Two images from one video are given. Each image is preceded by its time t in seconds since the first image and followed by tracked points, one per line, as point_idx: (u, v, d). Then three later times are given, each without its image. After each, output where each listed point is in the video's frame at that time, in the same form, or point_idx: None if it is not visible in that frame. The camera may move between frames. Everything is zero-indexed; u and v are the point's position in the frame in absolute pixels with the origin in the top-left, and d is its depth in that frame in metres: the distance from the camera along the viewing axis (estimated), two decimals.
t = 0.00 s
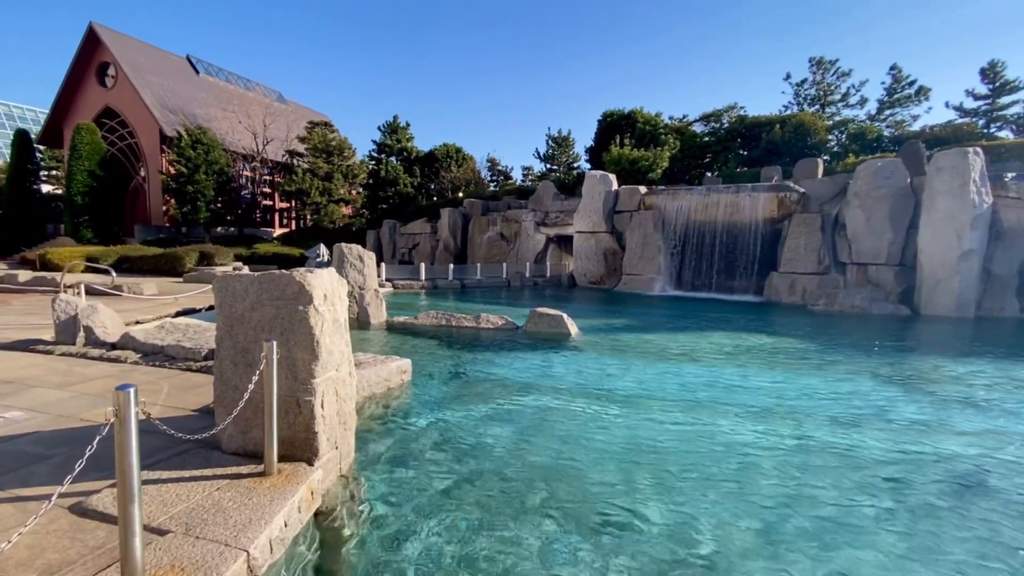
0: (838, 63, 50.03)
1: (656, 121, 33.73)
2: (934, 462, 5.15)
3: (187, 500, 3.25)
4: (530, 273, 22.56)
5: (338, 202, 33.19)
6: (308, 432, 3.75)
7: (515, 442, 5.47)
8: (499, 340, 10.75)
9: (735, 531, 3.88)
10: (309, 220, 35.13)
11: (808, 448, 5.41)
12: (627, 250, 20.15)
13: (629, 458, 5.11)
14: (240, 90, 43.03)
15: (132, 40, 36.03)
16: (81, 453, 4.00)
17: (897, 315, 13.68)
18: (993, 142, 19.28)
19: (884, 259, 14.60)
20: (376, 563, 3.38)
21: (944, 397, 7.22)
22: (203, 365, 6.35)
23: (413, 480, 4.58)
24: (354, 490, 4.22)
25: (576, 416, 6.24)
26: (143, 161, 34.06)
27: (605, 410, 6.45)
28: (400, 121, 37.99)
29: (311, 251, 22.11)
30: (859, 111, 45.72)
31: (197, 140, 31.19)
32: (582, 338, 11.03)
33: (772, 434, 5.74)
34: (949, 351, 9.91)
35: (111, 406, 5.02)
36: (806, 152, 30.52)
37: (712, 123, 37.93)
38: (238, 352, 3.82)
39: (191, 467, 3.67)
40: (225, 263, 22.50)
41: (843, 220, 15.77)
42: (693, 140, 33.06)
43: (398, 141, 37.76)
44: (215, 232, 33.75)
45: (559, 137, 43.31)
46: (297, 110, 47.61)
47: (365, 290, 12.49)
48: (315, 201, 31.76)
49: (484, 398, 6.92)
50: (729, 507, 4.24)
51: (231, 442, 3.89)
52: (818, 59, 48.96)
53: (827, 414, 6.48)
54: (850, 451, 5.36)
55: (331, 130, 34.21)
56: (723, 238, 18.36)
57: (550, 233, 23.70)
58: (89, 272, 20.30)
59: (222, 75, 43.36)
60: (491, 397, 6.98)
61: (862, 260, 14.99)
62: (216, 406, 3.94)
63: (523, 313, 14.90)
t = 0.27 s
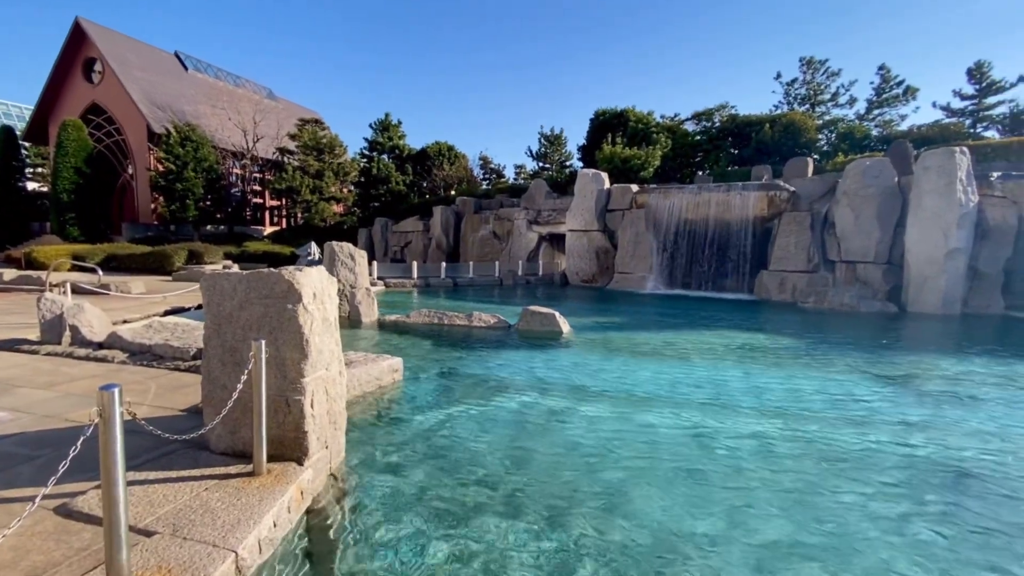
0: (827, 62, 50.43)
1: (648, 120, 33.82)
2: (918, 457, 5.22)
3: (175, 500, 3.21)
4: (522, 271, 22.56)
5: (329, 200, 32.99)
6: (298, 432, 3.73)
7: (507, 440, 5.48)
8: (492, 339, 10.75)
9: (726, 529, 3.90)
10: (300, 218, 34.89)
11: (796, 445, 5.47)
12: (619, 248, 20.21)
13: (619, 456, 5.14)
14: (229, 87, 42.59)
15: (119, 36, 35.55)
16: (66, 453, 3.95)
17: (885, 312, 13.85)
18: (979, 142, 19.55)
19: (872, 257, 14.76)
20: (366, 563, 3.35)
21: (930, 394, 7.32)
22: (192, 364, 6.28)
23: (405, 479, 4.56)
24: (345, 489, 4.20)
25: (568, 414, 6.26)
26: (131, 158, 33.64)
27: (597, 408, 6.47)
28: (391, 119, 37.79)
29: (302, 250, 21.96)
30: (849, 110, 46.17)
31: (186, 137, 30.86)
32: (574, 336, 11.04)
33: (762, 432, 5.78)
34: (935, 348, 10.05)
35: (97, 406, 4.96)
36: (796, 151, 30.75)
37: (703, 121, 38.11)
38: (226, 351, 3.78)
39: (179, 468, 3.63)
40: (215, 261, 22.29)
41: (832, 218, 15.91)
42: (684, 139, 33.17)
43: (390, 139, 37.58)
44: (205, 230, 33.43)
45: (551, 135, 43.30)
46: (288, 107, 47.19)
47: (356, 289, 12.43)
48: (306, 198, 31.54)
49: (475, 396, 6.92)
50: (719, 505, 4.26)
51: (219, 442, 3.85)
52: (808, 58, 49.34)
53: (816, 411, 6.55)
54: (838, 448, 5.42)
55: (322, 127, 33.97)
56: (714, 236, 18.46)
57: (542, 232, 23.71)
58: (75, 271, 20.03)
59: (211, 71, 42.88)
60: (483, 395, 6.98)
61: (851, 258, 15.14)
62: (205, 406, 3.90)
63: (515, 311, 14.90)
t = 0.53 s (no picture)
0: (814, 62, 50.97)
1: (638, 118, 33.93)
2: (901, 452, 5.32)
3: (160, 501, 3.17)
4: (513, 270, 22.57)
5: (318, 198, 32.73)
6: (285, 431, 3.70)
7: (496, 437, 5.48)
8: (482, 337, 10.73)
9: (715, 525, 3.93)
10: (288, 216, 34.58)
11: (783, 440, 5.54)
12: (609, 246, 20.29)
13: (608, 452, 5.16)
14: (216, 83, 42.06)
15: (102, 30, 34.94)
16: (47, 455, 3.89)
17: (870, 309, 14.05)
18: (962, 142, 19.87)
19: (858, 255, 14.96)
20: (355, 563, 3.34)
21: (913, 389, 7.45)
22: (177, 364, 6.20)
23: (395, 477, 4.55)
24: (334, 489, 4.18)
25: (558, 412, 6.28)
26: (114, 154, 33.11)
27: (586, 406, 6.50)
28: (381, 116, 37.57)
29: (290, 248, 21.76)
30: (835, 110, 46.74)
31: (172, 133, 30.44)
32: (564, 334, 11.07)
33: (750, 429, 5.83)
34: (918, 344, 10.22)
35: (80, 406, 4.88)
36: (783, 150, 31.05)
37: (693, 120, 38.33)
38: (212, 351, 3.74)
39: (164, 468, 3.59)
40: (201, 259, 22.03)
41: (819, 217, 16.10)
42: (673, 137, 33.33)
43: (379, 136, 37.35)
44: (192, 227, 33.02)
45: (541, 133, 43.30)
46: (276, 103, 46.73)
47: (345, 287, 12.35)
48: (294, 196, 31.28)
49: (465, 394, 6.90)
50: (708, 501, 4.30)
51: (205, 442, 3.81)
52: (795, 58, 49.82)
53: (803, 407, 6.62)
54: (824, 444, 5.49)
55: (311, 124, 33.69)
56: (703, 234, 18.58)
57: (533, 230, 23.72)
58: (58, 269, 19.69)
59: (197, 66, 42.33)
60: (473, 393, 6.97)
61: (837, 256, 15.33)
62: (190, 406, 3.86)
63: (506, 309, 14.90)
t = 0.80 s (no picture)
0: (799, 62, 51.54)
1: (626, 116, 34.06)
2: (882, 446, 5.44)
3: (143, 503, 3.13)
4: (501, 267, 22.55)
5: (305, 194, 32.40)
6: (271, 430, 3.66)
7: (485, 435, 5.51)
8: (471, 334, 10.73)
9: (703, 521, 3.98)
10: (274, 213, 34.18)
11: (768, 435, 5.64)
12: (598, 243, 20.37)
13: (595, 449, 5.22)
14: (199, 77, 41.37)
15: (82, 23, 34.18)
16: (25, 457, 3.81)
17: (853, 305, 14.29)
18: (942, 141, 20.26)
19: (841, 252, 15.18)
20: (343, 562, 3.33)
21: (894, 384, 7.62)
22: (160, 364, 6.10)
23: (383, 476, 4.54)
24: (321, 488, 4.15)
25: (547, 409, 6.31)
26: (95, 150, 32.44)
27: (576, 403, 6.55)
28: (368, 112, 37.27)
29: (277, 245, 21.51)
30: (819, 109, 47.37)
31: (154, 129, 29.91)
32: (553, 331, 11.10)
33: (736, 424, 5.92)
34: (899, 339, 10.44)
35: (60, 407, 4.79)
36: (769, 148, 31.40)
37: (680, 118, 38.60)
38: (196, 350, 3.69)
39: (146, 470, 3.53)
40: (185, 257, 21.68)
41: (803, 214, 16.31)
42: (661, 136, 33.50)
43: (367, 132, 37.05)
44: (175, 225, 32.50)
45: (530, 130, 43.27)
46: (261, 99, 46.09)
47: (332, 285, 12.25)
48: (280, 193, 30.92)
49: (454, 392, 6.90)
50: (695, 497, 4.35)
51: (189, 442, 3.76)
52: (780, 57, 50.33)
53: (787, 402, 6.75)
54: (808, 438, 5.59)
55: (297, 120, 33.32)
56: (690, 231, 18.72)
57: (521, 227, 23.72)
58: (37, 268, 19.26)
59: (179, 61, 41.59)
60: (462, 391, 6.97)
61: (821, 253, 15.56)
62: (173, 406, 3.81)
63: (494, 307, 14.89)
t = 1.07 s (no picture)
0: (783, 61, 52.18)
1: (612, 113, 34.18)
2: (862, 438, 5.56)
3: (124, 505, 3.07)
4: (489, 264, 22.51)
5: (289, 191, 31.98)
6: (256, 430, 3.62)
7: (474, 432, 5.51)
8: (459, 332, 10.71)
9: (690, 515, 4.03)
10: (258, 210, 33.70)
11: (752, 429, 5.73)
12: (585, 241, 20.45)
13: (584, 445, 5.25)
14: (179, 71, 40.54)
15: (55, 14, 33.24)
16: (1, 459, 3.72)
17: (834, 301, 14.55)
18: (920, 140, 20.68)
19: (823, 249, 15.43)
20: (331, 561, 3.31)
21: (874, 377, 7.78)
22: (140, 363, 5.98)
23: (371, 474, 4.52)
24: (307, 487, 4.11)
25: (535, 405, 6.33)
26: (71, 145, 31.62)
27: (563, 399, 6.58)
28: (353, 108, 36.88)
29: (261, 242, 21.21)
30: (802, 107, 48.03)
31: (133, 124, 29.25)
32: (541, 328, 11.13)
33: (721, 419, 6.00)
34: (879, 334, 10.67)
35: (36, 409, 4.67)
36: (753, 146, 31.78)
37: (666, 116, 38.86)
38: (178, 349, 3.63)
39: (127, 471, 3.47)
40: (167, 255, 21.29)
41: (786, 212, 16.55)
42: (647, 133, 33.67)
43: (352, 128, 36.68)
44: (155, 221, 31.88)
45: (517, 127, 43.21)
46: (243, 94, 45.34)
47: (318, 283, 12.12)
48: (264, 189, 30.48)
49: (442, 390, 6.89)
50: (682, 492, 4.40)
51: (172, 442, 3.70)
52: (765, 56, 50.88)
53: (771, 397, 6.86)
54: (792, 432, 5.69)
55: (280, 115, 32.87)
56: (676, 228, 18.87)
57: (509, 224, 23.70)
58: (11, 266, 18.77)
59: (158, 54, 40.70)
60: (450, 388, 6.97)
61: (803, 250, 15.80)
62: (155, 406, 3.74)
63: (482, 304, 14.87)
